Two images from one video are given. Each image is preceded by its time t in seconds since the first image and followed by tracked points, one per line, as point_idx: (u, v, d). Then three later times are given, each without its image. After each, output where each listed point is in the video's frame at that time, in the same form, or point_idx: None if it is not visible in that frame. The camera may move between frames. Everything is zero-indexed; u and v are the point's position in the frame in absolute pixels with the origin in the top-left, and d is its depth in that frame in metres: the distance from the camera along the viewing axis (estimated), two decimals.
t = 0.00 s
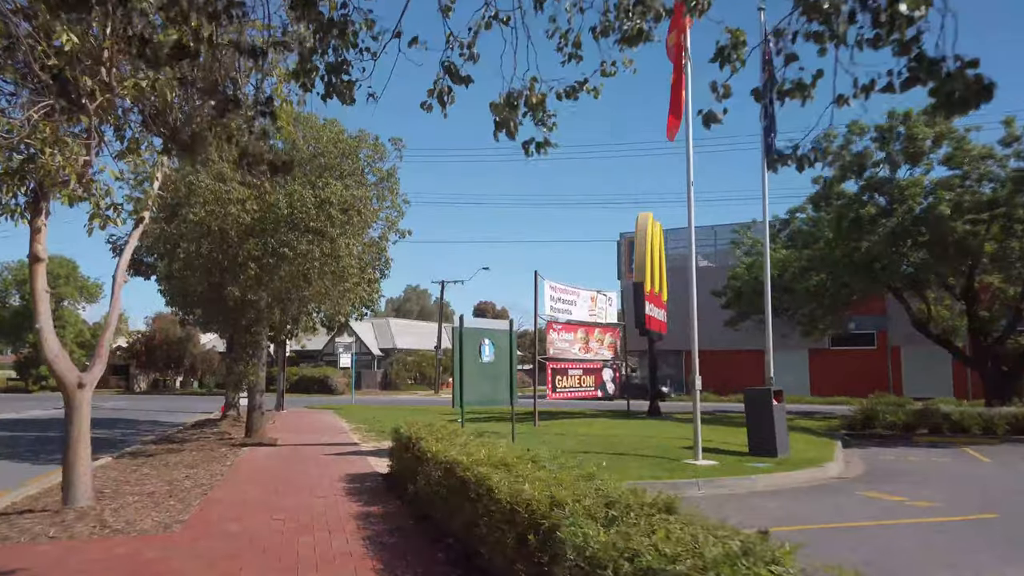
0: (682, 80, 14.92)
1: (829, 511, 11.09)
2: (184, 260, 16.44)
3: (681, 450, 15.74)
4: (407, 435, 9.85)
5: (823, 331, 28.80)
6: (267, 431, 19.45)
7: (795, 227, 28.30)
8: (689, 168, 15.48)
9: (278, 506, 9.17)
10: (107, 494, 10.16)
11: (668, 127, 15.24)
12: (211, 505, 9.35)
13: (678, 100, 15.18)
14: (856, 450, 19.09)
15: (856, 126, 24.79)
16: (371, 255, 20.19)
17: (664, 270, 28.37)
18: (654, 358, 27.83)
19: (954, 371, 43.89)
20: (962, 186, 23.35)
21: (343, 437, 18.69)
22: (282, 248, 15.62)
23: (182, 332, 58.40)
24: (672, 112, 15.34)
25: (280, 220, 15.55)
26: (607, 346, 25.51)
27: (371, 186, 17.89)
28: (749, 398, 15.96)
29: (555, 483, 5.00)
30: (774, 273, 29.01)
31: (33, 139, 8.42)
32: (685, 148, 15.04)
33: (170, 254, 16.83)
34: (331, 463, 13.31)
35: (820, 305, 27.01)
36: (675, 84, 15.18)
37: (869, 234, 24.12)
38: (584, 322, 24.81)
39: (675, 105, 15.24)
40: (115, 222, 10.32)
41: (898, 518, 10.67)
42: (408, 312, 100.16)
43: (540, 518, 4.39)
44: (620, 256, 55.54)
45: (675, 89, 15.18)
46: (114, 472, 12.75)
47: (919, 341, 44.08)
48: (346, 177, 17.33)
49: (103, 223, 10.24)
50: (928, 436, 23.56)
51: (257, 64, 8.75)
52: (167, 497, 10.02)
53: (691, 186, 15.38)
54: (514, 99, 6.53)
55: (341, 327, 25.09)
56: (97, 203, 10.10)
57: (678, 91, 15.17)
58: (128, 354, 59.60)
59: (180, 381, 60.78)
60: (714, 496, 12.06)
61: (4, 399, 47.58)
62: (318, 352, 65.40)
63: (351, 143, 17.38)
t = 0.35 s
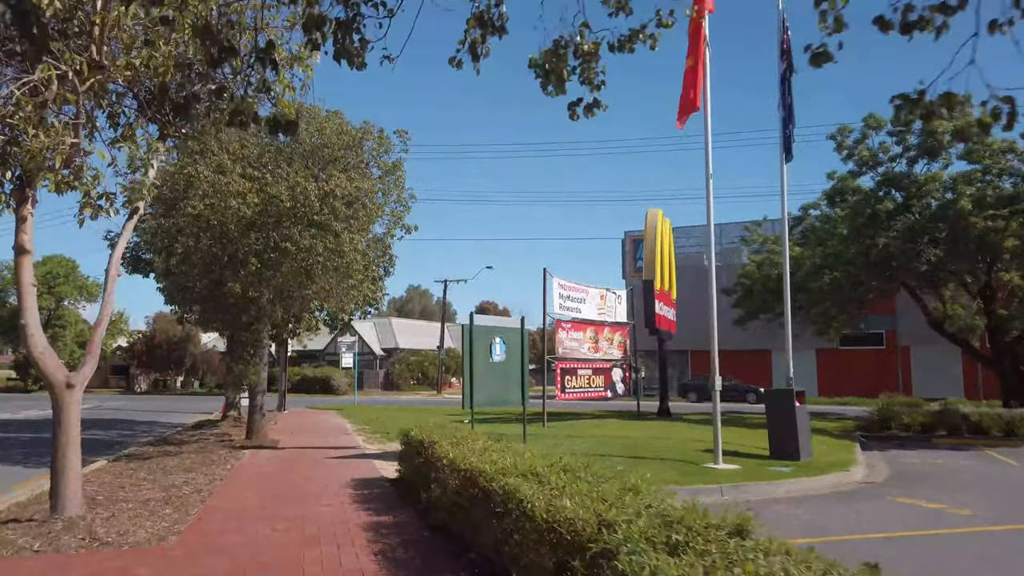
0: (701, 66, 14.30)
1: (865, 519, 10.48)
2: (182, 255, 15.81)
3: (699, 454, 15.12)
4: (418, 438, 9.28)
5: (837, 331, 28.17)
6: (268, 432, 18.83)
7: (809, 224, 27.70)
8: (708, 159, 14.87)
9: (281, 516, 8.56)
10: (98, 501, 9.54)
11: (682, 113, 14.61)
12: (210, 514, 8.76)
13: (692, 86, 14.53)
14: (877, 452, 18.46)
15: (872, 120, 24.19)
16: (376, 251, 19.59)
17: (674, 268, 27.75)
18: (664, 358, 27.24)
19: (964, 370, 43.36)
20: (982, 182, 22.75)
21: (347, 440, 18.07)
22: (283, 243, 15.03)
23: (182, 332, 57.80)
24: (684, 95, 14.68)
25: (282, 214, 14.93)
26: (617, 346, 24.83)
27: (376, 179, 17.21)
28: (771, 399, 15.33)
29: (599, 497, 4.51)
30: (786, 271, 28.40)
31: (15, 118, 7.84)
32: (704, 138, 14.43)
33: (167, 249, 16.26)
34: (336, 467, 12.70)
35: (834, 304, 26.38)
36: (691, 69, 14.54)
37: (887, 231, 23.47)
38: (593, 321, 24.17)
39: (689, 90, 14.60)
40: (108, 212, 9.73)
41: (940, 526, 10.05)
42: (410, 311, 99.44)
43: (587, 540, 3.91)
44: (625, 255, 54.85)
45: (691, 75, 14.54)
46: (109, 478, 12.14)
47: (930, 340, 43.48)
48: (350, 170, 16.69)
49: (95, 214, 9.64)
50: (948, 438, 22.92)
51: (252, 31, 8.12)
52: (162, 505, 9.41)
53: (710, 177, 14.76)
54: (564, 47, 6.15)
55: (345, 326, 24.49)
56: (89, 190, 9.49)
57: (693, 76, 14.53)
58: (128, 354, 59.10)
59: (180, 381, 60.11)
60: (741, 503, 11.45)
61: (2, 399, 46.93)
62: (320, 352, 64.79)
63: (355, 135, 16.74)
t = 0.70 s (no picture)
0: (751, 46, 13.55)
1: (937, 528, 9.75)
2: (213, 251, 15.44)
3: (748, 457, 14.40)
4: (458, 439, 8.78)
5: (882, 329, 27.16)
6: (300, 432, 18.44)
7: (852, 218, 26.75)
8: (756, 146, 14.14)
9: (317, 521, 8.11)
10: (128, 504, 9.16)
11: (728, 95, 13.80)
12: (243, 519, 8.34)
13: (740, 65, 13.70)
14: (933, 456, 17.57)
15: (923, 108, 23.21)
16: (408, 248, 19.12)
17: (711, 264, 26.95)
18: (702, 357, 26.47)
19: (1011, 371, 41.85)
20: None
21: (380, 440, 17.62)
22: (314, 238, 14.61)
23: (213, 331, 58.04)
24: (727, 74, 13.86)
25: (313, 207, 14.53)
26: (654, 344, 24.08)
27: (409, 173, 16.70)
28: (824, 399, 14.58)
29: (688, 512, 4.11)
30: (829, 268, 27.46)
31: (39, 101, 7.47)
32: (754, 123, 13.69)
33: (198, 245, 15.99)
34: (371, 469, 12.24)
35: (880, 300, 25.42)
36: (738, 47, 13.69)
37: (938, 224, 22.50)
38: (629, 319, 23.49)
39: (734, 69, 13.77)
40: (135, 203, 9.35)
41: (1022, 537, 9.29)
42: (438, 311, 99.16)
43: (694, 567, 3.51)
44: (656, 254, 53.85)
45: (738, 53, 13.73)
46: (139, 478, 11.80)
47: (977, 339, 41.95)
48: (382, 164, 16.25)
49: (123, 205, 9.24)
50: (1004, 440, 21.85)
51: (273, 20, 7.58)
52: (192, 508, 9.01)
53: (760, 166, 14.04)
54: None
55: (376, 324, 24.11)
56: (117, 179, 9.12)
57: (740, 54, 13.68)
58: (161, 353, 59.63)
59: (211, 380, 60.30)
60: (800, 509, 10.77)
61: (37, 397, 47.29)
62: (349, 351, 64.76)
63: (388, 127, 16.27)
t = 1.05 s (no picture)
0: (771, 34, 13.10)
1: (974, 539, 9.22)
2: (211, 247, 14.89)
3: (767, 461, 13.88)
4: (471, 445, 8.26)
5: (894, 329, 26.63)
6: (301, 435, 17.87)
7: (864, 216, 26.23)
8: (775, 136, 13.68)
9: (321, 533, 7.58)
10: (120, 513, 8.64)
11: (747, 85, 13.39)
12: (242, 530, 7.83)
13: (762, 54, 13.24)
14: (954, 459, 17.01)
15: (939, 102, 22.68)
16: (413, 246, 18.54)
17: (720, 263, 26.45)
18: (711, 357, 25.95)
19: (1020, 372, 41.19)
20: None
21: (384, 443, 17.06)
22: (317, 233, 14.06)
23: (212, 331, 57.55)
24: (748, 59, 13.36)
25: (316, 202, 13.99)
26: (663, 344, 23.58)
27: (414, 167, 16.10)
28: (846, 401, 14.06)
29: (762, 537, 3.61)
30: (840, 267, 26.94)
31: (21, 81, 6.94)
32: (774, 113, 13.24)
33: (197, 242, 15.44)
34: (376, 474, 11.70)
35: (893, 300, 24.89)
36: (758, 34, 13.21)
37: (954, 222, 21.99)
38: (638, 319, 22.98)
39: (754, 58, 13.30)
40: (128, 194, 8.81)
41: None
42: (438, 311, 98.67)
43: None
44: (659, 253, 53.20)
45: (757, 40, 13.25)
46: (133, 484, 11.28)
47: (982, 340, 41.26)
48: (386, 157, 15.70)
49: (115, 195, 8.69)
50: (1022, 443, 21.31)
51: None
52: (188, 517, 8.49)
53: (778, 158, 13.54)
54: None
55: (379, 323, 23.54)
56: (108, 167, 8.59)
57: (761, 41, 13.19)
58: (160, 354, 59.12)
59: (211, 381, 59.60)
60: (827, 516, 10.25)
61: (34, 398, 46.56)
62: (349, 352, 64.26)
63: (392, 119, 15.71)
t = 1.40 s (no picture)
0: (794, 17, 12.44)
1: None
2: (211, 243, 14.30)
3: (789, 465, 13.30)
4: (490, 452, 7.65)
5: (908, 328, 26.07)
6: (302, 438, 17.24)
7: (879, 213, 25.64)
8: (799, 127, 13.01)
9: (327, 548, 7.00)
10: (110, 525, 8.06)
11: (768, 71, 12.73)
12: (243, 545, 7.25)
13: (784, 40, 12.61)
14: (979, 463, 16.42)
15: (958, 95, 22.09)
16: (418, 243, 17.91)
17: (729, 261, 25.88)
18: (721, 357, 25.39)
19: None
20: None
21: (389, 447, 16.43)
22: (320, 228, 13.46)
23: (211, 331, 56.84)
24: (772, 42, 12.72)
25: (318, 195, 13.40)
26: (673, 345, 22.99)
27: (421, 159, 15.44)
28: (873, 403, 13.47)
29: None
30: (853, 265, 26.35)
31: None
32: (798, 102, 12.58)
33: (195, 239, 14.87)
34: (382, 481, 11.11)
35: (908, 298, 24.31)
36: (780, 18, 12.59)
37: (974, 219, 21.39)
38: (648, 318, 22.42)
39: (777, 44, 12.67)
40: (120, 183, 8.15)
41: None
42: (438, 310, 98.13)
43: None
44: (664, 252, 52.44)
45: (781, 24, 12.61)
46: (127, 492, 10.70)
47: (994, 339, 39.81)
48: (391, 150, 15.08)
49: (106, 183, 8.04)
50: None
51: None
52: (184, 530, 7.91)
53: (803, 149, 12.89)
54: None
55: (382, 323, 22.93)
56: (99, 152, 7.96)
57: (784, 26, 12.57)
58: (158, 354, 58.38)
59: (210, 382, 58.94)
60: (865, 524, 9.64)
61: (31, 399, 45.81)
62: (350, 352, 63.70)
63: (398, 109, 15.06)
